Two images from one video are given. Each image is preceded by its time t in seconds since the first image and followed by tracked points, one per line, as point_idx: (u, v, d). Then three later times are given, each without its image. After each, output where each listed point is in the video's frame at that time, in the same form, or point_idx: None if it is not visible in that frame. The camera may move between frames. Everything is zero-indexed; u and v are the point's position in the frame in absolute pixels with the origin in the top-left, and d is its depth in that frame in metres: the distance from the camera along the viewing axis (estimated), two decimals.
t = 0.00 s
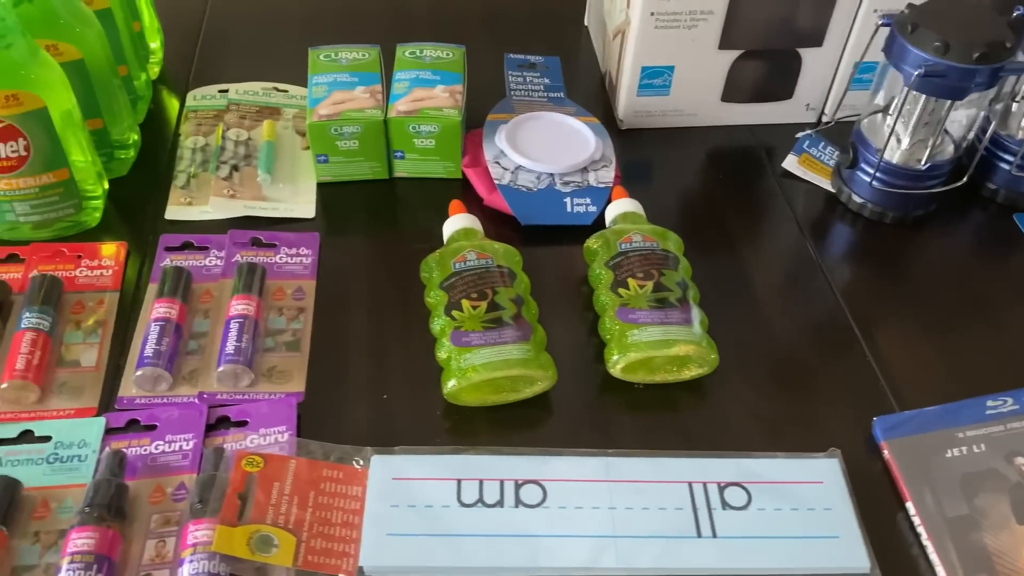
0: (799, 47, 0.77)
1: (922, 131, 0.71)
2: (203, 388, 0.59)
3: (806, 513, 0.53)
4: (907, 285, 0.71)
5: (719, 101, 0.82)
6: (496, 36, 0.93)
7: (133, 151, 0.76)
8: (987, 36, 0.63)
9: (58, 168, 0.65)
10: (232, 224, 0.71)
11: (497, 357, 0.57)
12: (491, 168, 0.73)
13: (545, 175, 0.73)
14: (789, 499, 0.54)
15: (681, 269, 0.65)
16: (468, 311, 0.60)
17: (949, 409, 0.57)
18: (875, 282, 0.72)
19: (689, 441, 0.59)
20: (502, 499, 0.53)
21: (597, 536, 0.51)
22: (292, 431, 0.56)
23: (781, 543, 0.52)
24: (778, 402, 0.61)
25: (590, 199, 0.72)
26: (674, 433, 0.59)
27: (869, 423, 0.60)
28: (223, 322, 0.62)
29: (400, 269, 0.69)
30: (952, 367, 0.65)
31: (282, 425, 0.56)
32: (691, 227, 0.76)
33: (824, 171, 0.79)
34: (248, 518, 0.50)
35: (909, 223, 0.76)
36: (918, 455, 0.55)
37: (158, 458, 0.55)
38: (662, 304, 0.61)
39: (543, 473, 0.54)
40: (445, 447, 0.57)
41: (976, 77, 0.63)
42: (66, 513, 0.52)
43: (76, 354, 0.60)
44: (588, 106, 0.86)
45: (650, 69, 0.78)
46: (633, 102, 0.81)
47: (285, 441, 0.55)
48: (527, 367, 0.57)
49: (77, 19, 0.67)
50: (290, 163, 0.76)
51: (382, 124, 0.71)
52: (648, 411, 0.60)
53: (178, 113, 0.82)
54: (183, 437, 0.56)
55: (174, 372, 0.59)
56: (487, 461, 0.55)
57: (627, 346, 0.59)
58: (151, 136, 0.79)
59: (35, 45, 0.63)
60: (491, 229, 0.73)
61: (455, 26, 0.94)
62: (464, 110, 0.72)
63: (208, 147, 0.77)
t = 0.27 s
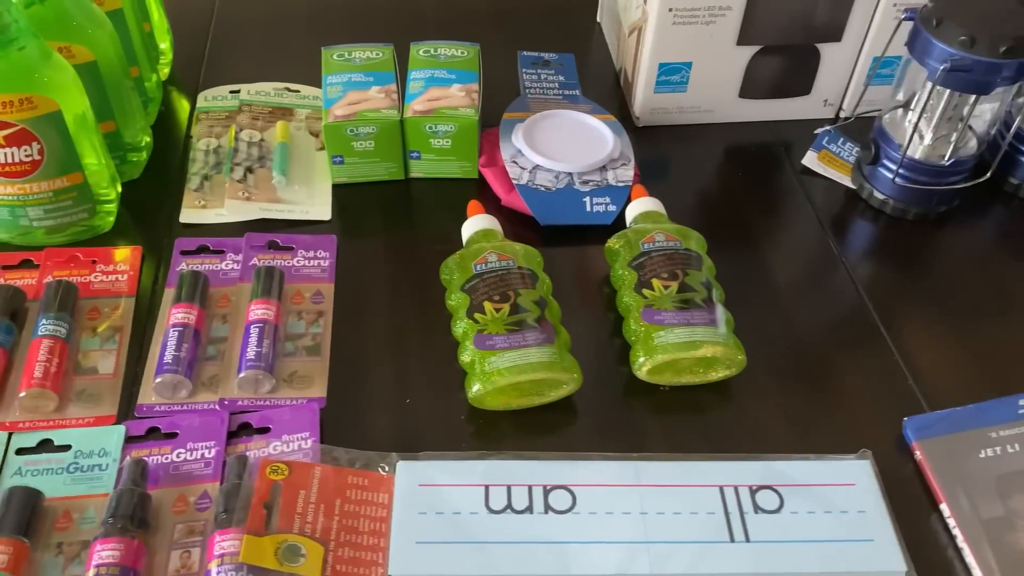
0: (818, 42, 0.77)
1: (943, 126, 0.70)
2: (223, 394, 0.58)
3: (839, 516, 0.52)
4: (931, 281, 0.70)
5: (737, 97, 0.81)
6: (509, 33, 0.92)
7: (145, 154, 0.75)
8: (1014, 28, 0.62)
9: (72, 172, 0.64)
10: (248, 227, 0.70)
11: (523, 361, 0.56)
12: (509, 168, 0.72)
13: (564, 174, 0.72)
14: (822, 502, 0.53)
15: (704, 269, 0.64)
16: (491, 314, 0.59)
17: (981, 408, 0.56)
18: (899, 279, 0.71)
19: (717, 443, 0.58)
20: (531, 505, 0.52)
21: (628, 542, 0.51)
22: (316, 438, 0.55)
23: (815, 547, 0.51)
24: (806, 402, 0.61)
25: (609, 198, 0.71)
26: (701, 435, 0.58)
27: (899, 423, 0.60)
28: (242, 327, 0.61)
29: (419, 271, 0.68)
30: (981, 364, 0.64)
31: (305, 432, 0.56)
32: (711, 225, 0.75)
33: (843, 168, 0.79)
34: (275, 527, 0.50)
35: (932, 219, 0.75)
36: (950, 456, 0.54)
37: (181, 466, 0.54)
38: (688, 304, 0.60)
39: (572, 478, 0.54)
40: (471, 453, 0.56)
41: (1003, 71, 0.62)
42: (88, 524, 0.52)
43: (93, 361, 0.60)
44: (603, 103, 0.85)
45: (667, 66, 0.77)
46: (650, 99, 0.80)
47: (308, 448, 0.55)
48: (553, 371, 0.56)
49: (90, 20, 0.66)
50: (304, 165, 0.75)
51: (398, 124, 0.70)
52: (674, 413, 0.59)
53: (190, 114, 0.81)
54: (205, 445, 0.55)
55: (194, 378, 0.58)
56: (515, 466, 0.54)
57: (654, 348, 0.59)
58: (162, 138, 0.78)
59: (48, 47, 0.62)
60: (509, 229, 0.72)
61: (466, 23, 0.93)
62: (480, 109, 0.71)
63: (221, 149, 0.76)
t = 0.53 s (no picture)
0: (821, 40, 0.75)
1: (950, 125, 0.69)
2: (222, 409, 0.57)
3: (852, 527, 0.52)
4: (940, 282, 0.69)
5: (739, 96, 0.80)
6: (507, 34, 0.90)
7: (138, 161, 0.74)
8: None
9: (63, 182, 0.63)
10: (244, 236, 0.69)
11: (528, 371, 0.55)
12: (510, 172, 0.71)
13: (566, 178, 0.71)
14: (834, 513, 0.53)
15: (710, 273, 0.63)
16: (495, 323, 0.58)
17: (993, 414, 0.55)
18: (907, 280, 0.70)
19: (727, 452, 0.57)
20: (539, 520, 0.52)
21: (639, 557, 0.50)
22: (318, 454, 0.54)
23: (828, 558, 0.50)
24: (815, 409, 0.59)
25: (612, 202, 0.70)
26: (710, 444, 0.57)
27: (910, 429, 0.59)
28: (240, 339, 0.60)
29: (420, 279, 0.67)
30: (992, 367, 0.63)
31: (307, 448, 0.54)
32: (715, 227, 0.74)
33: (848, 168, 0.77)
34: (277, 547, 0.48)
35: (940, 219, 0.74)
36: (964, 464, 0.53)
37: (179, 484, 0.53)
38: (695, 311, 0.59)
39: (580, 491, 0.53)
40: (477, 466, 0.55)
41: (1012, 69, 0.61)
42: (85, 545, 0.50)
43: (88, 377, 0.58)
44: (603, 104, 0.84)
45: (669, 66, 0.76)
46: (652, 100, 0.79)
47: (310, 464, 0.54)
48: (559, 381, 0.55)
49: (80, 27, 0.64)
50: (300, 170, 0.74)
51: (397, 129, 0.68)
52: (682, 422, 0.58)
53: (183, 120, 0.80)
54: (204, 462, 0.54)
55: (192, 393, 0.57)
56: (522, 480, 0.54)
57: (661, 357, 0.57)
58: (155, 145, 0.77)
59: (37, 55, 0.61)
60: (511, 234, 0.70)
61: (463, 23, 0.92)
62: (480, 113, 0.70)
63: (216, 156, 0.74)
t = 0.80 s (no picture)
0: (808, 43, 0.75)
1: (939, 129, 0.69)
2: (202, 428, 0.56)
3: (843, 542, 0.52)
4: (930, 287, 0.69)
5: (726, 100, 0.79)
6: (492, 38, 0.89)
7: (116, 172, 0.72)
8: (1012, 28, 0.60)
9: (38, 198, 0.62)
10: (224, 248, 0.67)
11: (514, 387, 0.54)
12: (495, 180, 0.70)
13: (552, 186, 0.70)
14: (824, 528, 0.52)
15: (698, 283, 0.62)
16: (480, 337, 0.57)
17: (984, 424, 0.55)
18: (897, 286, 0.69)
19: (716, 465, 0.56)
20: (525, 540, 0.52)
21: None
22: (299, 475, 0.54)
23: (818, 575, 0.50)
24: (805, 419, 0.59)
25: (599, 210, 0.69)
26: (699, 457, 0.56)
27: (901, 439, 0.58)
28: (221, 355, 0.59)
29: (404, 291, 0.66)
30: (983, 374, 0.63)
31: (289, 468, 0.54)
32: (703, 232, 0.73)
33: (836, 172, 0.77)
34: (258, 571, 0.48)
35: (929, 223, 0.73)
36: (954, 476, 0.53)
37: (159, 507, 0.52)
38: (682, 322, 0.58)
39: (566, 508, 0.53)
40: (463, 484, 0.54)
41: (1001, 72, 0.60)
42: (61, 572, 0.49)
43: (65, 397, 0.57)
44: (590, 109, 0.83)
45: (655, 71, 0.75)
46: (638, 104, 0.78)
47: (291, 486, 0.53)
48: (545, 397, 0.54)
49: (54, 38, 0.63)
50: (282, 180, 0.73)
51: (379, 138, 0.67)
52: (671, 435, 0.57)
53: (163, 129, 0.78)
54: (184, 483, 0.53)
55: (171, 412, 0.56)
56: (509, 497, 0.53)
57: (648, 369, 0.57)
58: (133, 155, 0.76)
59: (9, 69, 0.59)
60: (496, 243, 0.69)
61: (447, 27, 0.90)
62: (464, 120, 0.69)
63: (195, 166, 0.73)
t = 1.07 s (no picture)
0: (802, 35, 0.74)
1: (934, 122, 0.68)
2: (188, 434, 0.54)
3: (854, 543, 0.50)
4: (925, 282, 0.68)
5: (719, 93, 0.78)
6: (481, 32, 0.88)
7: (99, 172, 0.71)
8: (1008, 20, 0.59)
9: (17, 199, 0.60)
10: (210, 249, 0.66)
11: (506, 389, 0.53)
12: (485, 177, 0.69)
13: (543, 182, 0.69)
14: (838, 527, 0.51)
15: (692, 280, 0.61)
16: (472, 338, 0.56)
17: (983, 421, 0.54)
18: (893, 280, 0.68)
19: (711, 466, 0.55)
20: (532, 525, 0.51)
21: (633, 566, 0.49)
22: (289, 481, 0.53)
23: None
24: (801, 417, 0.58)
25: (591, 206, 0.68)
26: (694, 457, 0.56)
27: (898, 436, 0.57)
28: (207, 359, 0.58)
29: (394, 291, 0.65)
30: (979, 369, 0.62)
31: (277, 474, 0.53)
32: (697, 228, 0.72)
33: (830, 166, 0.76)
34: (265, 546, 0.49)
35: (924, 217, 0.72)
36: (953, 474, 0.52)
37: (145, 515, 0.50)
38: (677, 321, 0.57)
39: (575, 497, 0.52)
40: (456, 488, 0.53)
41: (997, 65, 0.59)
42: None
43: (47, 403, 0.56)
44: (581, 103, 0.82)
45: (647, 64, 0.74)
46: (630, 99, 0.77)
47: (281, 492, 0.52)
48: (537, 399, 0.53)
49: (32, 36, 0.62)
50: (269, 178, 0.71)
51: (367, 135, 0.66)
52: (666, 435, 0.57)
53: (147, 128, 0.77)
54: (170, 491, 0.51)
55: (157, 417, 0.55)
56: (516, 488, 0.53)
57: (643, 369, 0.56)
58: (117, 154, 0.74)
59: None
60: (487, 241, 0.68)
61: (435, 21, 0.89)
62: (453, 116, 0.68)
63: (180, 165, 0.72)
